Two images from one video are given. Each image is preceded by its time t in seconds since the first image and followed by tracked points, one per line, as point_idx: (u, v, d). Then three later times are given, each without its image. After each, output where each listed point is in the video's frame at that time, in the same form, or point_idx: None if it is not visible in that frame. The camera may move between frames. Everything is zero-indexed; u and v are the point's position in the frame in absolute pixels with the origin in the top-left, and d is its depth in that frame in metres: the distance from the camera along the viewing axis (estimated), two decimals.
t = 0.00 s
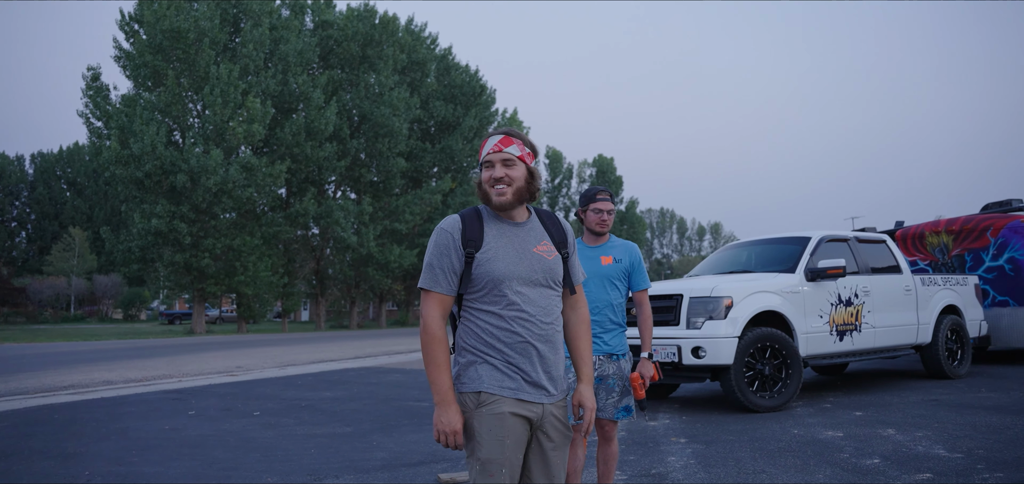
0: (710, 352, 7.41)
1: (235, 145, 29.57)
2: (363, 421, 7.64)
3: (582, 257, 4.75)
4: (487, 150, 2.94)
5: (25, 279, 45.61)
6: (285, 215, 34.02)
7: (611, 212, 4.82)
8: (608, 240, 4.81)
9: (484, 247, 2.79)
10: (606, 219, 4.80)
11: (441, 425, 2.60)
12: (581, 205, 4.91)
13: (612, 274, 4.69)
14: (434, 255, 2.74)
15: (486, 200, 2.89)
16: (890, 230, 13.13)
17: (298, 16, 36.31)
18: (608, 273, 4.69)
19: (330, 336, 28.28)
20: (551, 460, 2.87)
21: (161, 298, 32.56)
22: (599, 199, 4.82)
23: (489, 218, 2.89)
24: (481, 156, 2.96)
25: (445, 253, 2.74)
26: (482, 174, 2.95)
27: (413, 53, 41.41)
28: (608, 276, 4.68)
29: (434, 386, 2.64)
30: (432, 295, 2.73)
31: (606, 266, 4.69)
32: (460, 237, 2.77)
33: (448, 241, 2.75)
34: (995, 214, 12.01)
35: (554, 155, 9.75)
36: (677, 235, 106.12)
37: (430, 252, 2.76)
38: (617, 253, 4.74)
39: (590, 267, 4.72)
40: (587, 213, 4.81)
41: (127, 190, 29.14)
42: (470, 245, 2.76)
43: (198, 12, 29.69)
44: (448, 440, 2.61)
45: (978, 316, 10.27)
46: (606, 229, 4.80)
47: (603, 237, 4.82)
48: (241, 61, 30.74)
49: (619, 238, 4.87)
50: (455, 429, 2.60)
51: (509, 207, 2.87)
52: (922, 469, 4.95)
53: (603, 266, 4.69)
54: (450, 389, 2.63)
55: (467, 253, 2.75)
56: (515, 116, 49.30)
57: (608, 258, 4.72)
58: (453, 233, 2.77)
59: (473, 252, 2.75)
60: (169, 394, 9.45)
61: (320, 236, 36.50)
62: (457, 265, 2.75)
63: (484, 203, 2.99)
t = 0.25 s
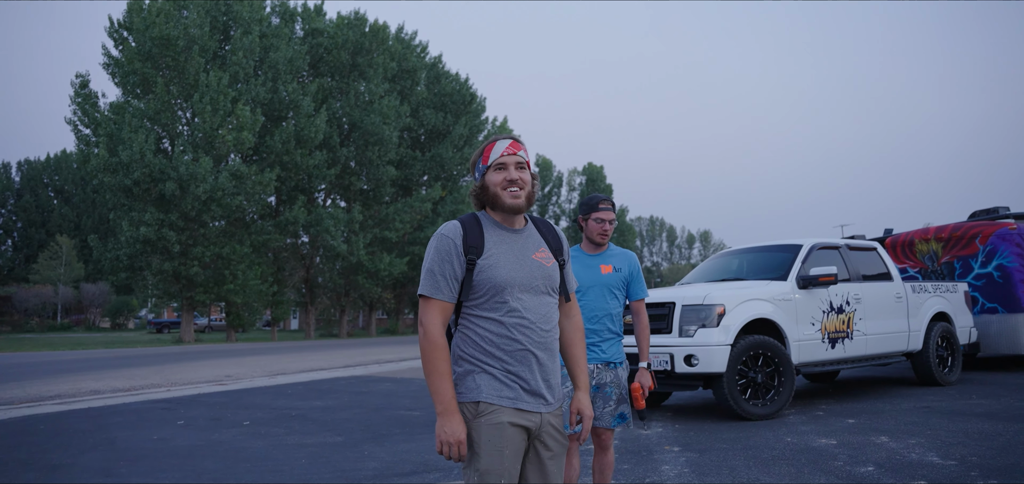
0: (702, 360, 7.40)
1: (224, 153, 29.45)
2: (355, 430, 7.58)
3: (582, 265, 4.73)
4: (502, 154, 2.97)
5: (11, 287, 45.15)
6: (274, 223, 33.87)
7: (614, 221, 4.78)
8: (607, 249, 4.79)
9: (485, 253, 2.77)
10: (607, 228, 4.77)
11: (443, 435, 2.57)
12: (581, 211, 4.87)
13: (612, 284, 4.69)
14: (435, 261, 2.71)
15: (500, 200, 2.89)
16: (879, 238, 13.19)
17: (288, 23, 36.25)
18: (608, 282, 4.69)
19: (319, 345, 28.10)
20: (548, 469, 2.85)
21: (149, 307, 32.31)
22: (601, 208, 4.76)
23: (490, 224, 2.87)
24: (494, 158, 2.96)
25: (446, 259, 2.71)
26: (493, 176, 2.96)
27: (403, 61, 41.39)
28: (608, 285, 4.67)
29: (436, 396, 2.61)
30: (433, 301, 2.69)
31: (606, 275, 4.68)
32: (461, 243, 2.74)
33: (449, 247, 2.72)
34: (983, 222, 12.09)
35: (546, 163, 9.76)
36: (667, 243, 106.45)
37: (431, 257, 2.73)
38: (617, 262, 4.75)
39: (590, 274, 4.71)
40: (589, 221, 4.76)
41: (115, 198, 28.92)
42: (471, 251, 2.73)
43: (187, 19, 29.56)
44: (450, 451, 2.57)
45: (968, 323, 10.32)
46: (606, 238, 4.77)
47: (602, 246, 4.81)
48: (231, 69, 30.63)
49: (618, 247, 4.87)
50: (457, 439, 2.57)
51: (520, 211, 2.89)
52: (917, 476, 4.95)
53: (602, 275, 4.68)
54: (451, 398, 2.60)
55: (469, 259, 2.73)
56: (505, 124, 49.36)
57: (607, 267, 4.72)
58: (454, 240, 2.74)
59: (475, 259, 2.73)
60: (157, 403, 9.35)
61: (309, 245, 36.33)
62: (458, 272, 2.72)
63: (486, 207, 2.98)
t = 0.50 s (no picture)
0: (698, 367, 7.39)
1: (218, 159, 29.37)
2: (349, 437, 7.53)
3: (588, 273, 4.72)
4: (515, 159, 2.93)
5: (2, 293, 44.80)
6: (267, 230, 33.76)
7: (620, 230, 4.78)
8: (612, 257, 4.80)
9: (488, 260, 2.75)
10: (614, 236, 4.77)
11: (455, 445, 2.54)
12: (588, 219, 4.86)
13: (617, 292, 4.69)
14: (438, 268, 2.68)
15: (514, 206, 2.86)
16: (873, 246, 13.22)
17: (282, 29, 36.22)
18: (613, 290, 4.69)
19: (313, 352, 27.98)
20: (549, 478, 2.83)
21: (141, 313, 32.12)
22: (609, 217, 4.76)
23: (491, 231, 2.85)
24: (506, 164, 2.92)
25: (449, 267, 2.68)
26: (506, 182, 2.91)
27: (397, 67, 41.37)
28: (613, 294, 4.67)
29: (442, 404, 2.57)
30: (436, 309, 2.66)
31: (612, 283, 4.69)
32: (464, 249, 2.71)
33: (452, 253, 2.69)
34: (976, 230, 12.14)
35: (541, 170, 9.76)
36: (660, 251, 106.56)
37: (433, 264, 2.70)
38: (622, 271, 4.75)
39: (595, 282, 4.69)
40: (596, 229, 4.75)
41: (108, 203, 28.79)
42: (474, 258, 2.71)
43: (181, 24, 29.50)
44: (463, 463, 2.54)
45: (962, 330, 10.35)
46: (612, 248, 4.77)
47: (607, 254, 4.81)
48: (225, 75, 30.56)
49: (623, 255, 4.88)
50: (466, 449, 2.54)
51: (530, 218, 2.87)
52: None
53: (608, 283, 4.68)
54: (456, 407, 2.56)
55: (472, 266, 2.70)
56: (499, 131, 49.40)
57: (613, 275, 4.72)
58: (457, 246, 2.71)
59: (477, 266, 2.71)
60: (150, 410, 9.28)
61: (302, 251, 36.20)
62: (461, 278, 2.70)
63: (491, 214, 2.94)
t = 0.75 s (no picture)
0: (690, 371, 7.39)
1: (208, 162, 29.25)
2: (340, 442, 7.49)
3: (593, 276, 4.70)
4: (522, 164, 2.91)
5: None
6: (257, 233, 33.61)
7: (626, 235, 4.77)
8: (616, 261, 4.79)
9: (485, 264, 2.74)
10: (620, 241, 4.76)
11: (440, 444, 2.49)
12: (593, 222, 4.84)
13: (621, 296, 4.67)
14: (434, 272, 2.66)
15: (521, 211, 2.86)
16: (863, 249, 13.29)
17: (273, 32, 36.11)
18: (618, 293, 4.67)
19: (303, 356, 27.86)
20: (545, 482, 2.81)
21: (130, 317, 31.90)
22: (615, 221, 4.75)
23: (488, 235, 2.84)
24: (515, 167, 2.89)
25: (446, 271, 2.67)
26: (514, 185, 2.89)
27: (388, 71, 41.28)
28: (617, 297, 4.65)
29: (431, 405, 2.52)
30: (433, 313, 2.64)
31: (617, 287, 4.67)
32: (461, 254, 2.70)
33: (449, 257, 2.68)
34: (965, 234, 12.22)
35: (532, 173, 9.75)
36: (650, 254, 106.80)
37: (430, 268, 2.68)
38: (626, 275, 4.74)
39: (599, 285, 4.67)
40: (602, 233, 4.73)
41: (96, 206, 28.60)
42: (472, 262, 2.70)
43: (171, 26, 29.34)
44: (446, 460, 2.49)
45: (951, 333, 10.41)
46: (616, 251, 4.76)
47: (610, 259, 4.80)
48: (215, 77, 30.42)
49: (625, 259, 4.87)
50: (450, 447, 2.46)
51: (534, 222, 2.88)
52: None
53: (613, 288, 4.66)
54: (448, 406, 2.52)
55: (469, 270, 2.69)
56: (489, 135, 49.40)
57: (617, 279, 4.71)
58: (453, 250, 2.70)
59: (475, 270, 2.70)
60: (139, 415, 9.21)
61: (293, 255, 36.03)
62: (458, 283, 2.68)
63: (489, 217, 2.91)
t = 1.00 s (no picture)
0: (682, 377, 7.40)
1: (198, 168, 29.12)
2: (331, 449, 7.44)
3: (596, 283, 4.69)
4: (514, 171, 2.89)
5: None
6: (247, 239, 33.47)
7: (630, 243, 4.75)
8: (618, 269, 4.78)
9: (477, 270, 2.73)
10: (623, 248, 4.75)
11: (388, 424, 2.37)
12: (597, 228, 4.82)
13: (622, 303, 4.65)
14: (425, 279, 2.66)
15: (514, 218, 2.85)
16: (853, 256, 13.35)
17: (263, 38, 36.04)
18: (620, 301, 4.65)
19: (293, 363, 27.68)
20: None
21: (118, 324, 31.67)
22: (619, 228, 4.73)
23: (480, 242, 2.83)
24: (506, 175, 2.87)
25: (437, 277, 2.67)
26: (507, 192, 2.88)
27: (379, 77, 41.24)
28: (618, 304, 4.63)
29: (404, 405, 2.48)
30: (422, 318, 2.63)
31: (619, 295, 4.66)
32: (452, 261, 2.70)
33: (440, 264, 2.68)
34: (953, 240, 12.30)
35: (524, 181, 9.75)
36: (640, 261, 107.07)
37: (420, 274, 2.68)
38: (628, 283, 4.73)
39: (602, 293, 4.64)
40: (605, 240, 4.71)
41: (85, 212, 28.42)
42: (463, 269, 2.70)
43: (161, 32, 29.24)
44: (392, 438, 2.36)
45: (941, 339, 10.46)
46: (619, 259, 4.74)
47: (613, 266, 4.79)
48: (205, 83, 30.31)
49: (626, 267, 4.86)
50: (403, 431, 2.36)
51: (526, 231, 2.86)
52: None
53: (615, 295, 4.65)
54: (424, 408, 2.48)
55: (461, 277, 2.69)
56: (480, 141, 49.41)
57: (619, 287, 4.70)
58: (445, 257, 2.70)
59: (467, 277, 2.69)
60: (127, 423, 9.12)
61: (283, 261, 35.85)
62: (449, 289, 2.68)
63: (476, 224, 2.91)
